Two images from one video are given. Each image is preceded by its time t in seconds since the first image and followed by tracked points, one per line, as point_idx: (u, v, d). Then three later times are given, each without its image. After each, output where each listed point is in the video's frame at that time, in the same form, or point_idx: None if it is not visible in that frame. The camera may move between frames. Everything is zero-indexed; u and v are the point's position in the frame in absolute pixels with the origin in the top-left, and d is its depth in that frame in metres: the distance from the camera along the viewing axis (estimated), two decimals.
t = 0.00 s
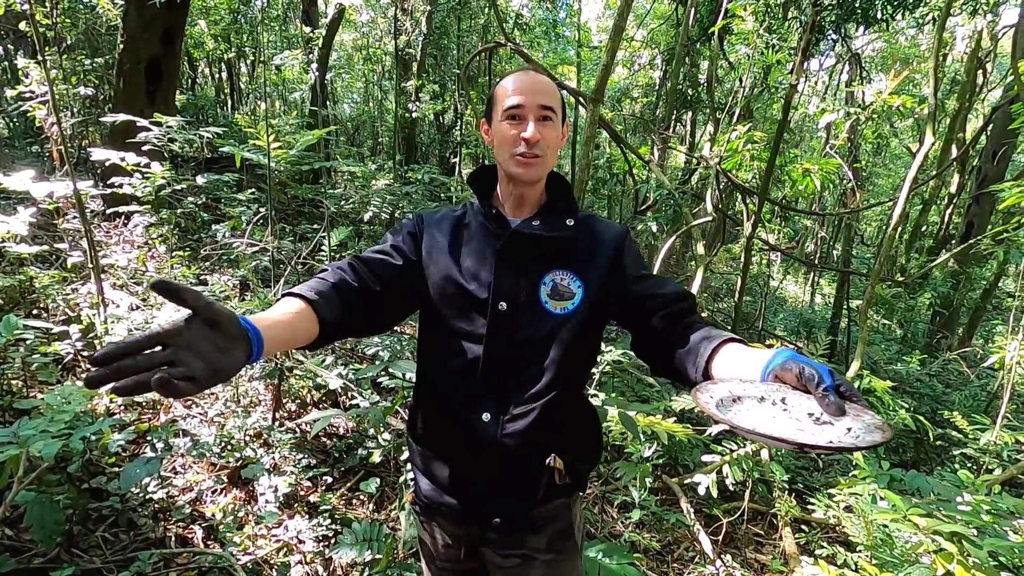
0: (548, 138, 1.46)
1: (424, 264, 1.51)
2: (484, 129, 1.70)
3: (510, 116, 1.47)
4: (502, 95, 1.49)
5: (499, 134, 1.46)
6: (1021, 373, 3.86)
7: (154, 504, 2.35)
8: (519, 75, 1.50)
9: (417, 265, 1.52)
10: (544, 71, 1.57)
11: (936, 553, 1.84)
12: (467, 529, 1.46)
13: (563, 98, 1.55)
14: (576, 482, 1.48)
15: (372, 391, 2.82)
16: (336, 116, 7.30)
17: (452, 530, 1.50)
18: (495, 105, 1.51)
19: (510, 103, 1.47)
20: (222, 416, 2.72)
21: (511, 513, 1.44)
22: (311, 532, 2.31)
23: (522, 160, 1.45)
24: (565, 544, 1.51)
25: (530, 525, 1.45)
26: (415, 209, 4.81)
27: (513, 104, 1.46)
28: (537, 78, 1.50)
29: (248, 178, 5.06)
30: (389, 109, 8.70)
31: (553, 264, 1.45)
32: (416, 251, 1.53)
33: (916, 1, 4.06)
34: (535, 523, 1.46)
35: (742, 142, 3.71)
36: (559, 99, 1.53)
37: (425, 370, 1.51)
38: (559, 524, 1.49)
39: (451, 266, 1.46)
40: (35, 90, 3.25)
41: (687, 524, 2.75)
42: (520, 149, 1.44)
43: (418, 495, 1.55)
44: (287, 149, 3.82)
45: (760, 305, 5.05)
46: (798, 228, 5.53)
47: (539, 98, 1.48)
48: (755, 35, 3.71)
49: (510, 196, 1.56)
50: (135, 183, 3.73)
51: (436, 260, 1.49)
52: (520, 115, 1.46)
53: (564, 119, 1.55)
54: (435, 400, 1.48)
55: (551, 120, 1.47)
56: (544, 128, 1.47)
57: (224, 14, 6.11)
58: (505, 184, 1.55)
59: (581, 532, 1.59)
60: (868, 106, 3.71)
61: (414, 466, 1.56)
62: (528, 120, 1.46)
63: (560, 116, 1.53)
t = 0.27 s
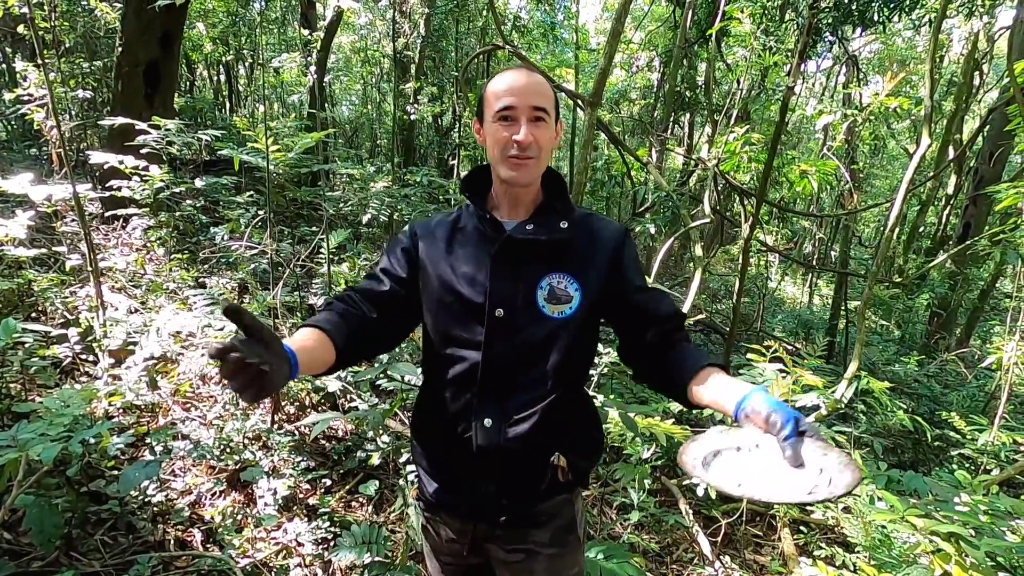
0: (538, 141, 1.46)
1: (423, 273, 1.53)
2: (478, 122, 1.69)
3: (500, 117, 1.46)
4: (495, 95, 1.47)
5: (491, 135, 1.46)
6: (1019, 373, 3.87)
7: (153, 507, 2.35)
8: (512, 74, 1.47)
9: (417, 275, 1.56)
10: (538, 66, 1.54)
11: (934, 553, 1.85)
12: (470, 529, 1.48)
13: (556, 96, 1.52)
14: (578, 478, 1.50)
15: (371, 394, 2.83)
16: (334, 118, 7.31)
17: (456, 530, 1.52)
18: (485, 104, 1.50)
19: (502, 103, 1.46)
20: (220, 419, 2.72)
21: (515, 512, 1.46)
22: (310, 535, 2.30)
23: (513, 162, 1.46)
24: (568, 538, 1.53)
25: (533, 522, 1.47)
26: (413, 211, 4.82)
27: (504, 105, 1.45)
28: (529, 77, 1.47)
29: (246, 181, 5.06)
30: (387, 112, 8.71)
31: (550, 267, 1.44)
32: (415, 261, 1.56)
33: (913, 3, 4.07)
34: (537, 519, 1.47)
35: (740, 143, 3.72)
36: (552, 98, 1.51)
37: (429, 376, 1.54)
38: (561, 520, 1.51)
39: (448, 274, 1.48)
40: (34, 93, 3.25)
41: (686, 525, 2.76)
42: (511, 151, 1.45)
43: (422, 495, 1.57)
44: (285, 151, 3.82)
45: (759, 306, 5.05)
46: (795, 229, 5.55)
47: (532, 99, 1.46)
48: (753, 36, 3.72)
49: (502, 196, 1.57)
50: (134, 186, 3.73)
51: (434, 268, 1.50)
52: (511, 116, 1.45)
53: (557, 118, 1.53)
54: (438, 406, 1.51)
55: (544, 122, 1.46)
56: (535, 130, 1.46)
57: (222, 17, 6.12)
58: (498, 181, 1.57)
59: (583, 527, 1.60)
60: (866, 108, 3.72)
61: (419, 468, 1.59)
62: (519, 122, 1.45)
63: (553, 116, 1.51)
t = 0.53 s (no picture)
0: (531, 141, 1.43)
1: (419, 284, 1.55)
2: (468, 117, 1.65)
3: (492, 116, 1.42)
4: (489, 91, 1.43)
5: (482, 134, 1.43)
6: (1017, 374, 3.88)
7: (151, 510, 2.35)
8: (507, 70, 1.44)
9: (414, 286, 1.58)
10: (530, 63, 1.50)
11: (932, 554, 1.86)
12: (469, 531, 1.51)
13: (549, 94, 1.49)
14: (572, 477, 1.53)
15: (369, 396, 2.83)
16: (333, 120, 7.32)
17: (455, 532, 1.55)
18: (477, 103, 1.46)
19: (495, 101, 1.42)
20: (219, 421, 2.72)
21: (511, 512, 1.48)
22: (309, 537, 2.31)
23: (502, 164, 1.44)
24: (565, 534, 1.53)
25: (530, 519, 1.49)
26: (412, 213, 4.82)
27: (497, 104, 1.41)
28: (522, 75, 1.44)
29: (245, 183, 5.07)
30: (386, 114, 8.73)
31: (544, 276, 1.42)
32: (412, 272, 1.58)
33: (910, 5, 4.08)
34: (535, 516, 1.49)
35: (738, 145, 3.73)
36: (545, 96, 1.47)
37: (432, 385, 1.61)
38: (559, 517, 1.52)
39: (441, 286, 1.48)
40: (32, 96, 3.25)
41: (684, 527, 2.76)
42: (500, 152, 1.42)
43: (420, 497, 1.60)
44: (283, 154, 3.83)
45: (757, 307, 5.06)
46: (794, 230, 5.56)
47: (524, 99, 1.42)
48: (751, 39, 3.72)
49: (493, 198, 1.56)
50: (133, 189, 3.73)
51: (429, 280, 1.51)
52: (503, 116, 1.41)
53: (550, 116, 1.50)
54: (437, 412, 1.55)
55: (537, 123, 1.43)
56: (528, 131, 1.43)
57: (221, 19, 6.11)
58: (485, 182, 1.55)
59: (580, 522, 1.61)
60: (863, 110, 3.73)
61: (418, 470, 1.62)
62: (512, 122, 1.41)
63: (546, 116, 1.48)
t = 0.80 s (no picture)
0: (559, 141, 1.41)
1: (411, 292, 1.52)
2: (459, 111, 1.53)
3: (531, 117, 1.35)
4: (513, 90, 1.35)
5: (518, 136, 1.35)
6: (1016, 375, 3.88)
7: (148, 513, 2.34)
8: (528, 67, 1.38)
9: (405, 293, 1.54)
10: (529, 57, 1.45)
11: (932, 555, 1.85)
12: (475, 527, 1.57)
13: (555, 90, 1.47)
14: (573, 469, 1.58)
15: (368, 398, 2.82)
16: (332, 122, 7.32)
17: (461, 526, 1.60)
18: (500, 104, 1.36)
19: (527, 101, 1.34)
20: (217, 423, 2.70)
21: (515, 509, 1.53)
22: (307, 540, 2.30)
23: (537, 167, 1.39)
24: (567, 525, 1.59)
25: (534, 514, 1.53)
26: (410, 214, 4.82)
27: (534, 105, 1.34)
28: (541, 73, 1.39)
29: (244, 185, 5.07)
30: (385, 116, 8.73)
31: (540, 282, 1.42)
32: (402, 278, 1.55)
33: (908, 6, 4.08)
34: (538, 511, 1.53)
35: (737, 146, 3.73)
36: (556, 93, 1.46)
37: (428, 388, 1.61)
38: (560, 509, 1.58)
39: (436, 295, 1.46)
40: (30, 99, 3.25)
41: (684, 528, 2.76)
42: (535, 156, 1.37)
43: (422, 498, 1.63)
44: (282, 155, 3.82)
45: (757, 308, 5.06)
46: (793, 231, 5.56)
47: (552, 98, 1.38)
48: (749, 40, 3.72)
49: (496, 201, 1.52)
50: (130, 191, 3.72)
51: (423, 288, 1.49)
52: (541, 117, 1.36)
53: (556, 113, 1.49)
54: (435, 416, 1.56)
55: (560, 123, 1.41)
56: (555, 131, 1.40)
57: (219, 21, 6.10)
58: (502, 183, 1.47)
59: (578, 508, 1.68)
60: (862, 110, 3.72)
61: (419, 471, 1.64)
62: (548, 124, 1.37)
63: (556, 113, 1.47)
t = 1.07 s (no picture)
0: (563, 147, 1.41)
1: (410, 298, 1.49)
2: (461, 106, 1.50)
3: (545, 123, 1.35)
4: (531, 92, 1.33)
5: (532, 142, 1.34)
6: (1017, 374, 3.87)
7: (148, 514, 2.34)
8: (539, 69, 1.37)
9: (401, 299, 1.50)
10: (536, 56, 1.43)
11: (934, 555, 1.85)
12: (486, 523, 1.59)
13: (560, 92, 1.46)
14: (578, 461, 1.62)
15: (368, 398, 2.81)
16: (332, 122, 7.31)
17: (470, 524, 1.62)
18: (506, 108, 1.35)
19: (544, 106, 1.34)
20: (217, 424, 2.70)
21: (525, 503, 1.56)
22: (308, 541, 2.29)
23: (545, 172, 1.39)
24: (573, 514, 1.63)
25: (544, 505, 1.58)
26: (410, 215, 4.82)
27: (545, 110, 1.34)
28: (548, 77, 1.38)
29: (243, 185, 5.07)
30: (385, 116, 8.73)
31: (545, 283, 1.43)
32: (398, 283, 1.50)
33: (908, 5, 4.07)
34: (547, 501, 1.57)
35: (737, 145, 3.72)
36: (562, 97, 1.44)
37: (424, 392, 1.58)
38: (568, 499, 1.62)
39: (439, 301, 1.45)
40: (30, 100, 3.24)
41: (685, 528, 2.75)
42: (547, 162, 1.38)
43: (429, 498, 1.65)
44: (281, 156, 3.82)
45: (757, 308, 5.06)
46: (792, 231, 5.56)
47: (561, 103, 1.37)
48: (749, 39, 3.71)
49: (495, 203, 1.51)
50: (130, 192, 3.72)
51: (424, 294, 1.46)
52: (553, 123, 1.35)
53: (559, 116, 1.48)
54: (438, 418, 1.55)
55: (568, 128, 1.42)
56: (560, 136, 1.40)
57: (218, 22, 6.10)
58: (504, 187, 1.47)
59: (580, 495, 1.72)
60: (862, 110, 3.71)
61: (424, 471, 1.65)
62: (560, 129, 1.37)
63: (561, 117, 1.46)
